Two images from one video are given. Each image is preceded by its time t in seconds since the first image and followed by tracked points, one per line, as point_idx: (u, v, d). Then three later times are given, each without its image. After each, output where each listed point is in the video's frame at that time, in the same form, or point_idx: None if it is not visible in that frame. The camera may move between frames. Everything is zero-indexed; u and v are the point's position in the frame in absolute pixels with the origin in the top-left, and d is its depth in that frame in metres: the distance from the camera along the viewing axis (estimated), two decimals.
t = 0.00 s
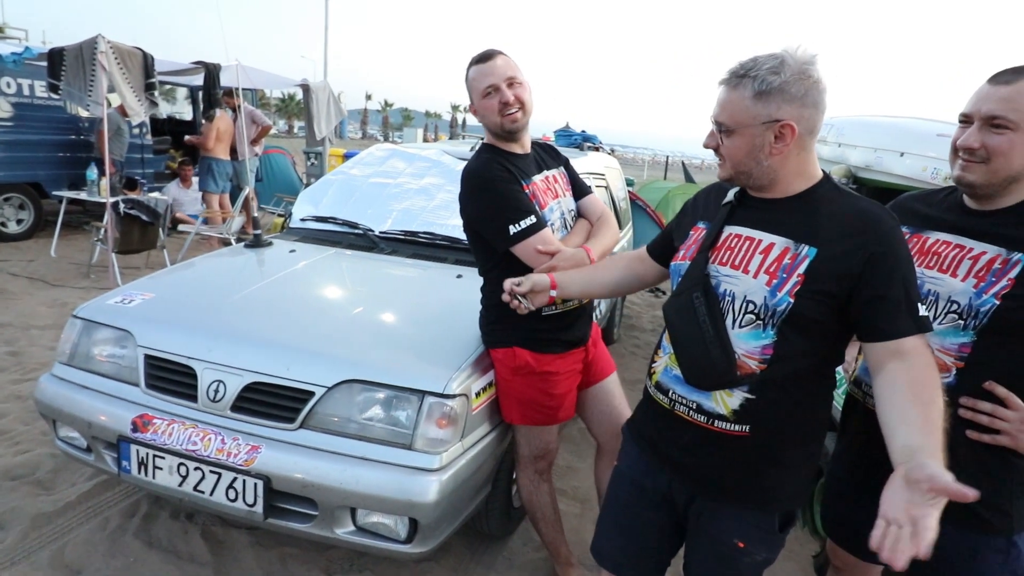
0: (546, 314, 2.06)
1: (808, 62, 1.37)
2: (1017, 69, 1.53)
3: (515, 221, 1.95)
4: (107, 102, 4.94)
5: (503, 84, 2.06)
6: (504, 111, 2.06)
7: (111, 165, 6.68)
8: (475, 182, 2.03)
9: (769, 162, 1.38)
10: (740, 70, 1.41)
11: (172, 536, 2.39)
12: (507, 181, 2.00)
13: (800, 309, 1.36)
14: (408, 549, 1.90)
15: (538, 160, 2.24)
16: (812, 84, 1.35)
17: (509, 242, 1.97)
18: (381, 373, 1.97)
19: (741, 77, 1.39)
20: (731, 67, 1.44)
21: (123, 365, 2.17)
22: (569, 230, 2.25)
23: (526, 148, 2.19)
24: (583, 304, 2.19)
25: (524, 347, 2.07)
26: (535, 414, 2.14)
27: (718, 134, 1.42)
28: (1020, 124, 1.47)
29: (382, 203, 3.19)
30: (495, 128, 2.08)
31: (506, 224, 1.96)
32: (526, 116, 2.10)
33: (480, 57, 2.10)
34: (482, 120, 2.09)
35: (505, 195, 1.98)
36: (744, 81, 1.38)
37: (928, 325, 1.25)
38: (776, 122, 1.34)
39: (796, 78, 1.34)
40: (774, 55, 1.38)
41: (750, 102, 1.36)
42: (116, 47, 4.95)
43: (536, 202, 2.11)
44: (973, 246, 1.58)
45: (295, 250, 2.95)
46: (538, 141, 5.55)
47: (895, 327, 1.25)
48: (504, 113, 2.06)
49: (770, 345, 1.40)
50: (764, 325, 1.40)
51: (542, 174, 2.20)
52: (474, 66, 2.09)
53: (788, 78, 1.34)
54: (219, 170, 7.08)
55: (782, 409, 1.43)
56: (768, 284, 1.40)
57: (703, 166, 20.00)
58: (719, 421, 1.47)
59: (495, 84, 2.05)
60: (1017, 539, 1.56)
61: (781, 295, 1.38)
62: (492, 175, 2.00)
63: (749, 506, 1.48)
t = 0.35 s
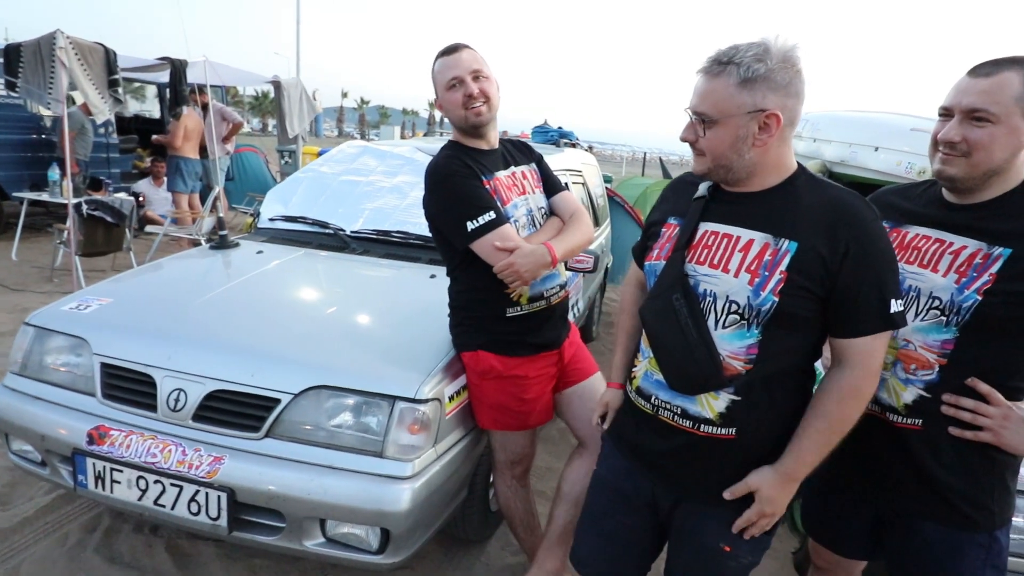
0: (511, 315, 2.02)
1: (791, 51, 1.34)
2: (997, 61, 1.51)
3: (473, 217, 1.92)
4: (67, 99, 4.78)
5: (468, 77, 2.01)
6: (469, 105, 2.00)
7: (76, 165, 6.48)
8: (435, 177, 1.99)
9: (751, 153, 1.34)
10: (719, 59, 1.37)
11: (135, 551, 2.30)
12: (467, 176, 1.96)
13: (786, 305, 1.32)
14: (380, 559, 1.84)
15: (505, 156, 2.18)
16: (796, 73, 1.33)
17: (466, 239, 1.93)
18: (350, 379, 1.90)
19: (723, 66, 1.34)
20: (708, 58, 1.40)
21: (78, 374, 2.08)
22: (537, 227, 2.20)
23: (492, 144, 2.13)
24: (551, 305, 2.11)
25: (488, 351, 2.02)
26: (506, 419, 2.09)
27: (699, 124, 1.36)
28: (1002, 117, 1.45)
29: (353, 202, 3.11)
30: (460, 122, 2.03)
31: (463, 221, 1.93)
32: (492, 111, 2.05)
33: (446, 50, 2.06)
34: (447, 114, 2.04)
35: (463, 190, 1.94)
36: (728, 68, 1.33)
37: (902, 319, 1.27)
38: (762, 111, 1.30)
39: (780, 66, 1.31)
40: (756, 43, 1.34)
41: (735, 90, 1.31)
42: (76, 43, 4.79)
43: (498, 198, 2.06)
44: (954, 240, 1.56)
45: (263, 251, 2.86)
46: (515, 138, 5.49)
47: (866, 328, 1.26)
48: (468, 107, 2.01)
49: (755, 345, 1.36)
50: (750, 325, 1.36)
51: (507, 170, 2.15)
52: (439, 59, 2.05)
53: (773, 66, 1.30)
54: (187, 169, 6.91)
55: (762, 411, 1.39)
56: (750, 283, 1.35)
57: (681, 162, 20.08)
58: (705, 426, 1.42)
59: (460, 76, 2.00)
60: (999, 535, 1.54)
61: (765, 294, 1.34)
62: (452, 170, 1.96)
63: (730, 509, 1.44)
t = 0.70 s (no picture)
0: (465, 319, 2.00)
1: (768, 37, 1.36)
2: (968, 54, 1.48)
3: (420, 212, 1.93)
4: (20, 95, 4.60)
5: (448, 73, 1.95)
6: (444, 101, 1.95)
7: (35, 163, 6.27)
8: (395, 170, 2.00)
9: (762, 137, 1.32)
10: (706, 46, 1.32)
11: (92, 566, 2.20)
12: (418, 169, 1.96)
13: (765, 306, 1.28)
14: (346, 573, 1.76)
15: (473, 154, 2.13)
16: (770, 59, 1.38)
17: (414, 233, 1.94)
18: (314, 385, 1.82)
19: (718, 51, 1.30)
20: (689, 47, 1.34)
21: (25, 384, 1.98)
22: (499, 226, 2.13)
23: (462, 142, 2.10)
24: (510, 310, 2.07)
25: (441, 359, 2.00)
26: (468, 431, 2.05)
27: (716, 111, 1.28)
28: (972, 111, 1.42)
29: (321, 200, 3.02)
30: (432, 116, 1.99)
31: (411, 215, 1.94)
32: (467, 110, 1.99)
33: (433, 40, 2.00)
34: (421, 106, 1.99)
35: (414, 183, 1.95)
36: (730, 50, 1.29)
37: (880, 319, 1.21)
38: (767, 93, 1.31)
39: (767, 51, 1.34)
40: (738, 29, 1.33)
41: (746, 71, 1.28)
42: (30, 36, 4.61)
43: (452, 193, 2.02)
44: (934, 239, 1.53)
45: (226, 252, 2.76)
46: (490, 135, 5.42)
47: (839, 324, 1.20)
48: (443, 103, 1.95)
49: (738, 350, 1.31)
50: (731, 330, 1.31)
51: (471, 168, 2.10)
52: (423, 48, 1.98)
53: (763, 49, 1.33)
54: (152, 167, 6.74)
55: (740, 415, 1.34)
56: (730, 284, 1.31)
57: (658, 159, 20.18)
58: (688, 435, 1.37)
59: (440, 70, 1.94)
60: (977, 534, 1.52)
61: (746, 295, 1.29)
62: (407, 164, 1.97)
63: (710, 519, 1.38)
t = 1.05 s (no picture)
0: (443, 323, 1.96)
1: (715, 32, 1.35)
2: (947, 47, 1.46)
3: (400, 214, 1.88)
4: None
5: (424, 68, 1.90)
6: (425, 98, 1.91)
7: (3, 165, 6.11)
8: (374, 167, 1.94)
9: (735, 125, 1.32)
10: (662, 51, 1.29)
11: None
12: (401, 169, 1.92)
13: (747, 294, 1.25)
14: None
15: (454, 153, 2.08)
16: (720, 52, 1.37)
17: (393, 235, 1.90)
18: (287, 391, 1.77)
19: (678, 53, 1.27)
20: (646, 55, 1.31)
21: None
22: (481, 228, 2.09)
23: (443, 138, 2.06)
24: (488, 315, 2.02)
25: (415, 363, 1.96)
26: (448, 435, 2.01)
27: (693, 110, 1.25)
28: (951, 103, 1.41)
29: (296, 199, 2.95)
30: (416, 116, 1.94)
31: (390, 216, 1.90)
32: (448, 101, 1.97)
33: (395, 36, 1.92)
34: (401, 106, 1.94)
35: (393, 184, 1.90)
36: (690, 49, 1.27)
37: (847, 304, 1.19)
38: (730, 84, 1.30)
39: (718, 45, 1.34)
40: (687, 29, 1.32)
41: (708, 68, 1.27)
42: None
43: (433, 193, 1.97)
44: (916, 234, 1.51)
45: (198, 254, 2.69)
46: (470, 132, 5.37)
47: (806, 307, 1.18)
48: (425, 100, 1.91)
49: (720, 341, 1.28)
50: (715, 319, 1.28)
51: (452, 167, 2.05)
52: (386, 47, 1.90)
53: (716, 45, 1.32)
54: (125, 168, 6.62)
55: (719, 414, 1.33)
56: (712, 272, 1.28)
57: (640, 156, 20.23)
58: (668, 431, 1.35)
59: (416, 67, 1.89)
60: (961, 529, 1.51)
61: (728, 282, 1.26)
62: (386, 163, 1.92)
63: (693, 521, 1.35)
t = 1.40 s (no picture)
0: (430, 321, 1.94)
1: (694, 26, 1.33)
2: (927, 42, 1.46)
3: (388, 215, 1.85)
4: None
5: (406, 66, 1.87)
6: (408, 97, 1.88)
7: None
8: (358, 167, 1.91)
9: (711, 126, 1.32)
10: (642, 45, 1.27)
11: None
12: (387, 169, 1.88)
13: (726, 291, 1.24)
14: None
15: (439, 148, 2.05)
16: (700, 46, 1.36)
17: (381, 237, 1.87)
18: (267, 393, 1.74)
19: (659, 48, 1.25)
20: (625, 48, 1.28)
21: None
22: (469, 227, 2.08)
23: (427, 133, 2.03)
24: (476, 314, 2.01)
25: (400, 362, 1.94)
26: (434, 434, 1.98)
27: (671, 109, 1.24)
28: (932, 99, 1.41)
29: (277, 198, 2.91)
30: (399, 114, 1.91)
31: (377, 218, 1.86)
32: (431, 100, 1.94)
33: (374, 32, 1.88)
34: (383, 105, 1.90)
35: (380, 184, 1.87)
36: (669, 46, 1.25)
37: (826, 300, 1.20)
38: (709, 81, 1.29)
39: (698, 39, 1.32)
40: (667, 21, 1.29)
41: (687, 65, 1.25)
42: None
43: (421, 193, 1.94)
44: (899, 230, 1.52)
45: (175, 253, 2.64)
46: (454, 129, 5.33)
47: (786, 304, 1.18)
48: (408, 98, 1.88)
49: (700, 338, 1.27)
50: (694, 316, 1.26)
51: (439, 164, 2.02)
52: (366, 43, 1.87)
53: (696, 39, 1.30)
54: (102, 166, 6.51)
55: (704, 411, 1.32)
56: (691, 270, 1.27)
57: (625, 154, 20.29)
58: (647, 432, 1.33)
59: (397, 65, 1.86)
60: (943, 526, 1.51)
61: (707, 280, 1.25)
62: (370, 162, 1.89)
63: (679, 521, 1.34)
